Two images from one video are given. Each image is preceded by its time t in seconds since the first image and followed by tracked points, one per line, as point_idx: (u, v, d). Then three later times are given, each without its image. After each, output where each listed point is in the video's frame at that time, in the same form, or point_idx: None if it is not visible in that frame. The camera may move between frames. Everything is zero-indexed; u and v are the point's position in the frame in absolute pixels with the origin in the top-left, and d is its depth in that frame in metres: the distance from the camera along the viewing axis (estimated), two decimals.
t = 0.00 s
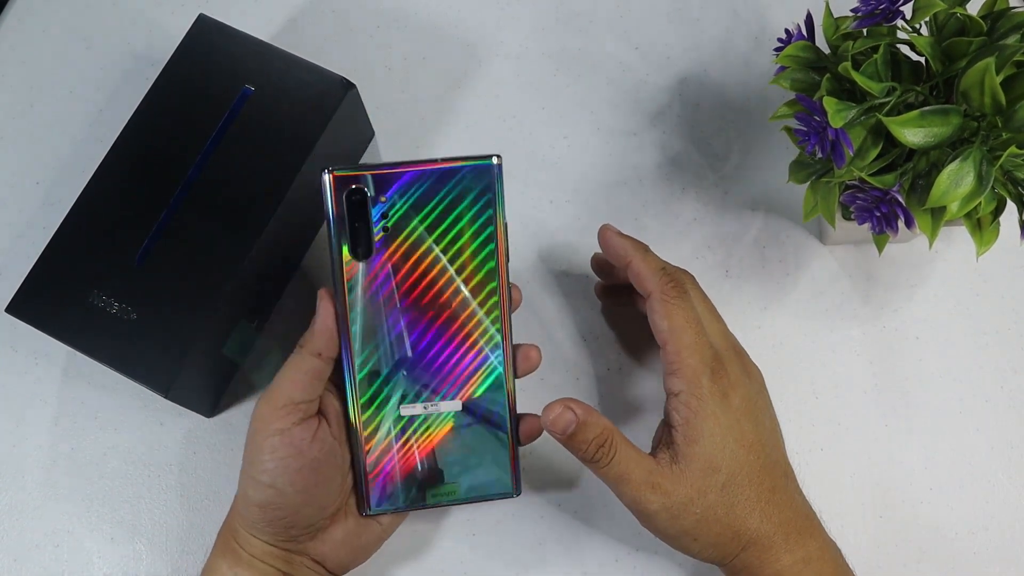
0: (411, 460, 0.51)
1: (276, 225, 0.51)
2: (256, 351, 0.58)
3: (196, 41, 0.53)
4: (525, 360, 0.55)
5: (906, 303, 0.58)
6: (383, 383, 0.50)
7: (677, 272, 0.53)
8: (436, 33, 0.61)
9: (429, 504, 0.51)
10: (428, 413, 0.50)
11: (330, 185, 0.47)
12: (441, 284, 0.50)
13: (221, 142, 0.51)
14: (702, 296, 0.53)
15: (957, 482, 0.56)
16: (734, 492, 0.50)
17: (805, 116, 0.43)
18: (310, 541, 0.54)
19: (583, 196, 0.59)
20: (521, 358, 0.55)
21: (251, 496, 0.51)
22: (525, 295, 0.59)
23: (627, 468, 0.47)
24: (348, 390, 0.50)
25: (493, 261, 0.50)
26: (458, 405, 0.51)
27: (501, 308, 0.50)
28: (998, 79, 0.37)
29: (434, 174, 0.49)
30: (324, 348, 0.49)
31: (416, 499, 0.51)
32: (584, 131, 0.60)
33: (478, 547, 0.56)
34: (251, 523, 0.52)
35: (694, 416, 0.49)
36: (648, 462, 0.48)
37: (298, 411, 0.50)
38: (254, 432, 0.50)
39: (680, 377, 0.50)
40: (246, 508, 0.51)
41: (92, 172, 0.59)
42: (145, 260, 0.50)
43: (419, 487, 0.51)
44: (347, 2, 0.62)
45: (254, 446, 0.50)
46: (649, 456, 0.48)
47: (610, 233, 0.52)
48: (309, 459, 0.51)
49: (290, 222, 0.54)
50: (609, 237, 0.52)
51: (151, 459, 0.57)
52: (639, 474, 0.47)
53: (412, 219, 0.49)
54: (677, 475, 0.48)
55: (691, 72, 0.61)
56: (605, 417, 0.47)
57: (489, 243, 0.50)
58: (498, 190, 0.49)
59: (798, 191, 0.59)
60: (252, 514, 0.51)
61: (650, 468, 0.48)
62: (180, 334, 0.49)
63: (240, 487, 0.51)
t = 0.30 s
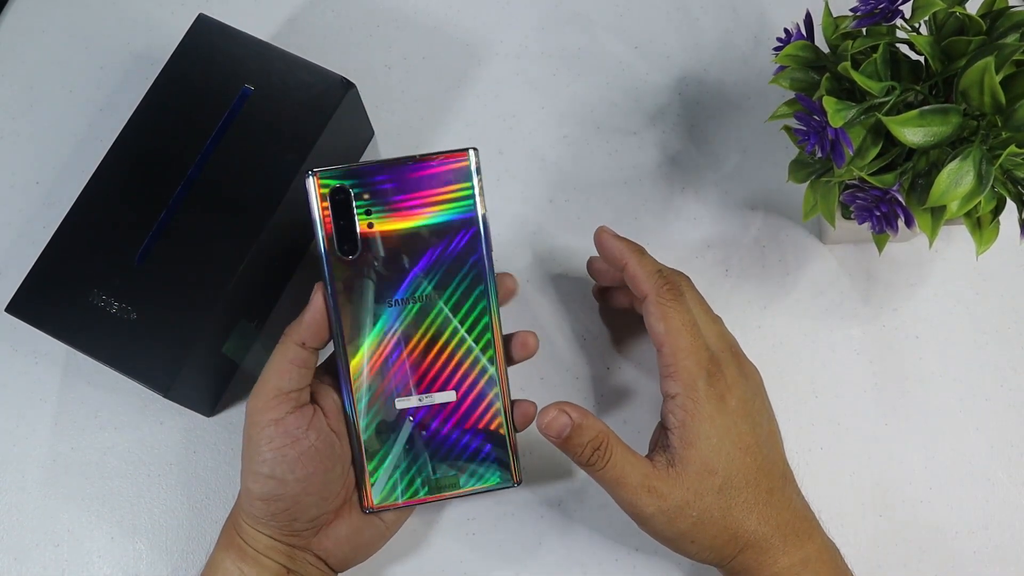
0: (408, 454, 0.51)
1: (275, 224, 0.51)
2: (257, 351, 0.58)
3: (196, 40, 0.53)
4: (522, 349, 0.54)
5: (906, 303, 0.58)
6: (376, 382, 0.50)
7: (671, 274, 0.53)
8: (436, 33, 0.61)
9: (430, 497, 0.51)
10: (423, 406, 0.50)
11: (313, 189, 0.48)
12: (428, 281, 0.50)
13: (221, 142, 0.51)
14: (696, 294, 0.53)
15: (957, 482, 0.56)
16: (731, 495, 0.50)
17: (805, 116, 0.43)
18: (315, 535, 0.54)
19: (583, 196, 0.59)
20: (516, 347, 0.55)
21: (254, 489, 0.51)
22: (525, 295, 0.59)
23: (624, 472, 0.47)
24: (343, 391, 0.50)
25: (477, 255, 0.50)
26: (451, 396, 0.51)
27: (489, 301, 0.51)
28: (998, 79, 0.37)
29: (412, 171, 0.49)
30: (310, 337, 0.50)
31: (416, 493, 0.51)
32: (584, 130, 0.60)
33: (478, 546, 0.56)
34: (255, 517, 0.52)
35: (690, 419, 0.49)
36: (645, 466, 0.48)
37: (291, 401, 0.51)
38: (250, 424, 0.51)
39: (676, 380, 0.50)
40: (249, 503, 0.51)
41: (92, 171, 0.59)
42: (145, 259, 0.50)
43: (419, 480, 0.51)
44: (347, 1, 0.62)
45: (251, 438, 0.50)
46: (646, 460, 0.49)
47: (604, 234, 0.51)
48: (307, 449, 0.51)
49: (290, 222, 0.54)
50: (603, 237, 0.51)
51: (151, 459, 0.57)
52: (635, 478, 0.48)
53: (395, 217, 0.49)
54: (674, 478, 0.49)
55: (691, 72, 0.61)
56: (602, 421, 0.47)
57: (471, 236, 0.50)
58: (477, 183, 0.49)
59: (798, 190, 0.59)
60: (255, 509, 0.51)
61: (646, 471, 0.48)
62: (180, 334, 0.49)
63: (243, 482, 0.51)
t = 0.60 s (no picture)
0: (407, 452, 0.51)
1: (275, 224, 0.51)
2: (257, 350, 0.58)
3: (196, 40, 0.53)
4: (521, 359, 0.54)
5: (906, 303, 0.58)
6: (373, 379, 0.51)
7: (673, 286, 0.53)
8: (436, 33, 0.61)
9: (432, 493, 0.51)
10: (424, 402, 0.51)
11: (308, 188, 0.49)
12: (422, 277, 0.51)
13: (221, 142, 0.51)
14: (704, 305, 0.53)
15: (957, 482, 0.56)
16: (715, 515, 0.51)
17: (805, 116, 0.43)
18: (317, 536, 0.54)
19: (583, 196, 0.59)
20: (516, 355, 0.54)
21: (254, 491, 0.51)
22: (525, 295, 0.59)
23: (604, 498, 0.48)
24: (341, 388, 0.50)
25: (470, 247, 0.51)
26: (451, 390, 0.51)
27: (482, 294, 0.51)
28: (998, 79, 0.37)
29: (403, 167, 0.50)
30: (297, 338, 0.51)
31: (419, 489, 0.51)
32: (584, 130, 0.60)
33: (478, 546, 0.56)
34: (256, 519, 0.52)
35: (673, 443, 0.50)
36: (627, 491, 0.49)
37: (287, 401, 0.51)
38: (248, 426, 0.51)
39: (663, 402, 0.51)
40: (250, 505, 0.51)
41: (92, 171, 0.59)
42: (145, 259, 0.51)
43: (422, 477, 0.51)
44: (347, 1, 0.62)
45: (248, 440, 0.50)
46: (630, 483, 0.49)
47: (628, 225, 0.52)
48: (304, 448, 0.51)
49: (290, 222, 0.54)
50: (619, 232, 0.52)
51: (151, 459, 0.57)
52: (615, 503, 0.48)
53: (389, 213, 0.50)
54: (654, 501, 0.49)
55: (691, 72, 0.61)
56: (585, 450, 0.48)
57: (465, 229, 0.51)
58: (467, 177, 0.50)
59: (798, 190, 0.59)
60: (257, 510, 0.51)
61: (628, 497, 0.48)
62: (180, 334, 0.49)
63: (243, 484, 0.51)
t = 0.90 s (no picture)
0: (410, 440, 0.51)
1: (275, 224, 0.51)
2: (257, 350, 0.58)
3: (196, 40, 0.53)
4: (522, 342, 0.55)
5: (906, 303, 0.58)
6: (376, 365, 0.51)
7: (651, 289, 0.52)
8: (436, 32, 0.61)
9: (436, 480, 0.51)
10: (426, 387, 0.51)
11: (309, 175, 0.48)
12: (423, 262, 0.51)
13: (221, 142, 0.51)
14: (682, 304, 0.53)
15: (957, 482, 0.56)
16: (708, 513, 0.50)
17: (805, 115, 0.43)
18: (314, 538, 0.54)
19: (583, 195, 0.59)
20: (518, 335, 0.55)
21: (253, 494, 0.51)
22: (525, 295, 0.59)
23: (592, 500, 0.47)
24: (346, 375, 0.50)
25: (470, 235, 0.51)
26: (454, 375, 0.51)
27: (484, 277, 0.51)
28: (998, 79, 0.37)
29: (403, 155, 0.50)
30: (317, 339, 0.50)
31: (420, 476, 0.51)
32: (584, 130, 0.60)
33: (478, 546, 0.57)
34: (253, 521, 0.52)
35: (660, 441, 0.49)
36: (615, 492, 0.48)
37: (292, 407, 0.51)
38: (250, 429, 0.50)
39: (647, 402, 0.50)
40: (248, 507, 0.51)
41: (92, 171, 0.59)
42: (145, 260, 0.50)
43: (422, 465, 0.51)
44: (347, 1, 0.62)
45: (252, 443, 0.50)
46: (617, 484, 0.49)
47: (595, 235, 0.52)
48: (307, 454, 0.51)
49: (290, 222, 0.54)
50: (589, 241, 0.52)
51: (151, 458, 0.57)
52: (604, 506, 0.48)
53: (389, 201, 0.50)
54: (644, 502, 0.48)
55: (691, 72, 0.61)
56: (573, 455, 0.48)
57: (464, 217, 0.51)
58: (466, 165, 0.50)
59: (798, 189, 0.59)
60: (255, 513, 0.51)
61: (618, 498, 0.48)
62: (180, 334, 0.49)
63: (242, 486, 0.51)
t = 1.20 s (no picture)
0: (404, 440, 0.50)
1: (275, 224, 0.51)
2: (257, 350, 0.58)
3: (196, 40, 0.53)
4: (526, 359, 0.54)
5: (906, 303, 0.58)
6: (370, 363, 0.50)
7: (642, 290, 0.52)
8: (436, 32, 0.61)
9: (426, 484, 0.51)
10: (419, 392, 0.50)
11: (309, 172, 0.47)
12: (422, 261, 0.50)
13: (221, 142, 0.51)
14: (673, 304, 0.53)
15: (957, 481, 0.56)
16: (705, 512, 0.50)
17: (805, 115, 0.43)
18: (317, 540, 0.54)
19: (583, 195, 0.59)
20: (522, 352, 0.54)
21: (254, 496, 0.51)
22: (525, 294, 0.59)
23: (587, 500, 0.48)
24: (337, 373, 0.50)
25: (471, 237, 0.50)
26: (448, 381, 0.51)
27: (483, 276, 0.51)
28: (998, 80, 0.37)
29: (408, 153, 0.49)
30: (300, 338, 0.50)
31: (412, 478, 0.51)
32: (584, 130, 0.60)
33: (478, 546, 0.57)
34: (256, 522, 0.52)
35: (656, 439, 0.49)
36: (610, 492, 0.48)
37: (288, 406, 0.51)
38: (250, 431, 0.51)
39: (643, 401, 0.50)
40: (251, 509, 0.51)
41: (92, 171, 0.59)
42: (145, 259, 0.50)
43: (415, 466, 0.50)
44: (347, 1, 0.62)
45: (250, 445, 0.50)
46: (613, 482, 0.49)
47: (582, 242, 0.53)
48: (306, 454, 0.51)
49: (289, 221, 0.54)
50: (578, 246, 0.53)
51: (151, 458, 0.57)
52: (600, 505, 0.48)
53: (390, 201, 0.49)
54: (641, 500, 0.49)
55: (691, 72, 0.61)
56: (567, 455, 0.48)
57: (467, 219, 0.50)
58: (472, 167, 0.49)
59: (798, 189, 0.59)
60: (257, 515, 0.52)
61: (613, 497, 0.48)
62: (180, 334, 0.49)
63: (244, 488, 0.51)
